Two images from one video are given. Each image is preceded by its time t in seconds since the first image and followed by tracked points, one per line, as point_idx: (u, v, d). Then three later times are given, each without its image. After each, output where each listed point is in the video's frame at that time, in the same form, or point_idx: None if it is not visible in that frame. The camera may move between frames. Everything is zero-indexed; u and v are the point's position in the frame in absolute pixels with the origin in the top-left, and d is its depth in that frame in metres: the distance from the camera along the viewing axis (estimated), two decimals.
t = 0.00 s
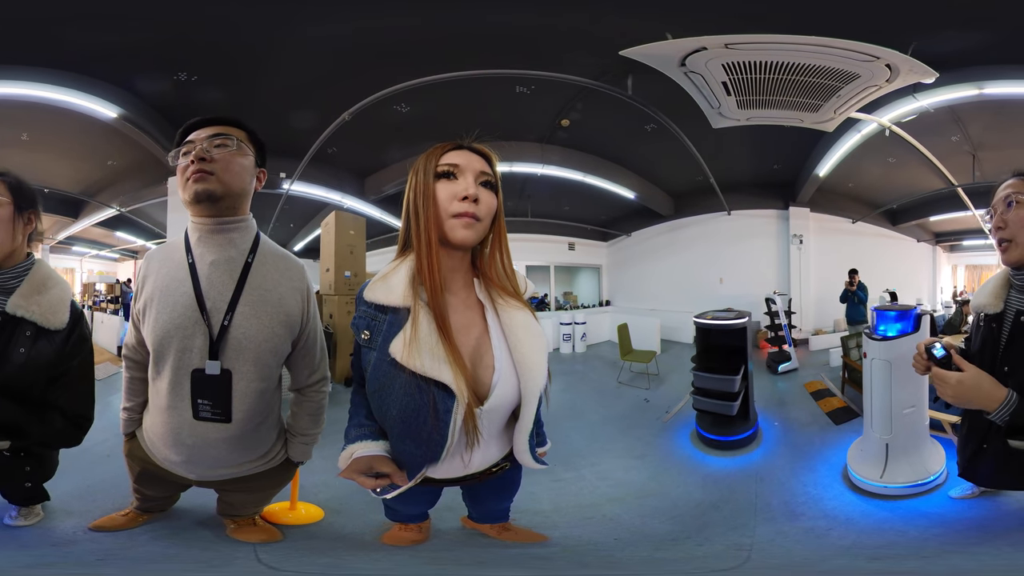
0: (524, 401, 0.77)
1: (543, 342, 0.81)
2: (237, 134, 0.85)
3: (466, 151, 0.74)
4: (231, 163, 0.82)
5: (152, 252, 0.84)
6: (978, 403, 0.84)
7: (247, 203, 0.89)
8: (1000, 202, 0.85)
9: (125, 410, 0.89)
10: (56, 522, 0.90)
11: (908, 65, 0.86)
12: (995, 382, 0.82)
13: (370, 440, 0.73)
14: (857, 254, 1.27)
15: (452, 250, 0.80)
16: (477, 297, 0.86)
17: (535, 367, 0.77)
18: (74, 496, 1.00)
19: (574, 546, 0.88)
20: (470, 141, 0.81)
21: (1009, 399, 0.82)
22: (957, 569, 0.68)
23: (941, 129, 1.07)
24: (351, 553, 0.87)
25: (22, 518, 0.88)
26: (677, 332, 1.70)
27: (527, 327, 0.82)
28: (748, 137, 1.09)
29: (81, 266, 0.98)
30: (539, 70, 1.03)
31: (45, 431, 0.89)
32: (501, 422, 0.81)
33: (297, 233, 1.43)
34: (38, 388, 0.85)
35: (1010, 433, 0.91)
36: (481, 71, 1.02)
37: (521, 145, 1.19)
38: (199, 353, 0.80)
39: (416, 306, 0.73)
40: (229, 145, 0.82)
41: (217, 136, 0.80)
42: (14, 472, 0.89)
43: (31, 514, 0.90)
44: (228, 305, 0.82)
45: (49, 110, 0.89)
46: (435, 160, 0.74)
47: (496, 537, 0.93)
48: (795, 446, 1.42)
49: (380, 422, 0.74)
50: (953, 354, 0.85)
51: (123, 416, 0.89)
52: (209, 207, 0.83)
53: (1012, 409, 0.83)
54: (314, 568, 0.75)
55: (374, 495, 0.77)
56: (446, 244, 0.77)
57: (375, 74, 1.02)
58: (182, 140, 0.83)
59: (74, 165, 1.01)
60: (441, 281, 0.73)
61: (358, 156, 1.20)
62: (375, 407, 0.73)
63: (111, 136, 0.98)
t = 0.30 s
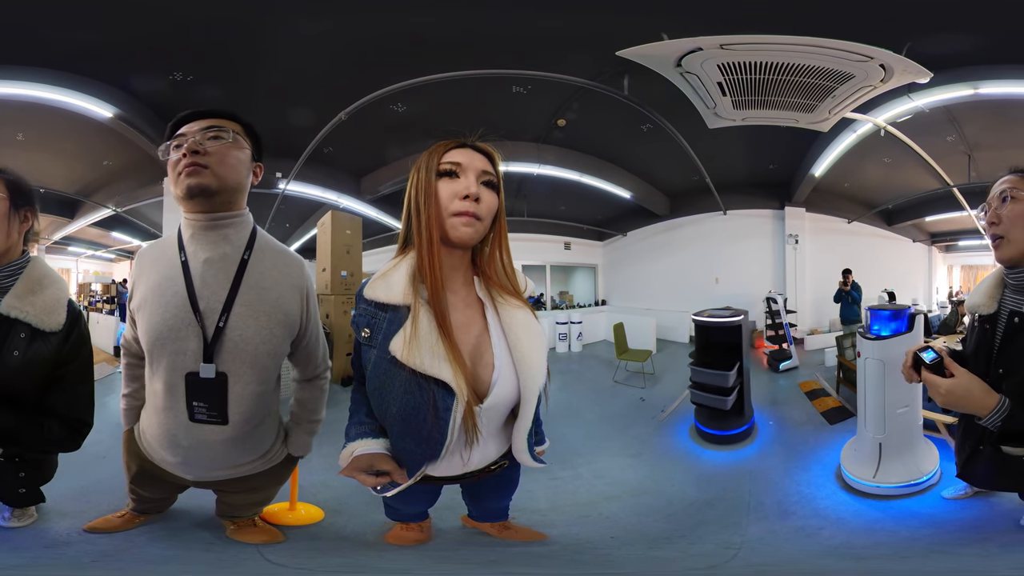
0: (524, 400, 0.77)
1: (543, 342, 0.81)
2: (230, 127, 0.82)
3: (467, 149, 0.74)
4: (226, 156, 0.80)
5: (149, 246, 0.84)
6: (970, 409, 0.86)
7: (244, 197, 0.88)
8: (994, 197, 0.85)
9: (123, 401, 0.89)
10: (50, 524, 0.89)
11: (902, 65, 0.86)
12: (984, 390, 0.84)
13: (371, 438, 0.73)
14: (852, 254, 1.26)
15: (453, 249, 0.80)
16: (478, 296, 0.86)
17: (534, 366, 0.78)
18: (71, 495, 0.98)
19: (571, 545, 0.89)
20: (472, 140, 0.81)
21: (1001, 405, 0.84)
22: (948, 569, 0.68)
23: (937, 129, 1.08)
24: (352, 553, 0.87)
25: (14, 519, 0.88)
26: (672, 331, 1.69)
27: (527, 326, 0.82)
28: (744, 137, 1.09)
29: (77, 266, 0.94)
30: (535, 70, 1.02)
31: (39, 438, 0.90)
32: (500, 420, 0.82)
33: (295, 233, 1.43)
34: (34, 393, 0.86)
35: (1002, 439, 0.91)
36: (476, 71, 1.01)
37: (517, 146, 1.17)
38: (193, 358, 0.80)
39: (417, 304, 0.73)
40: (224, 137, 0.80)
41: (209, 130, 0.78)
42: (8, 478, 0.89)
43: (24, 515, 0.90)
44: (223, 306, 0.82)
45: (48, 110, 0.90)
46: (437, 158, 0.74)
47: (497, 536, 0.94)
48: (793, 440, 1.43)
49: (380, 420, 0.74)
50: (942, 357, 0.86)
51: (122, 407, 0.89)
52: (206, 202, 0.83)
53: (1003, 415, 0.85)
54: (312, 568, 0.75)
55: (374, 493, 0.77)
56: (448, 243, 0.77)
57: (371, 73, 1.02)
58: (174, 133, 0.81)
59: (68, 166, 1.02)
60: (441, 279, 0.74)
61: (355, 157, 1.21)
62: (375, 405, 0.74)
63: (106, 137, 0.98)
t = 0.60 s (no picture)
0: (522, 401, 0.77)
1: (541, 342, 0.81)
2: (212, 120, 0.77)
3: (466, 150, 0.74)
4: (210, 151, 0.75)
5: (141, 247, 0.80)
6: (965, 409, 0.84)
7: (234, 192, 0.82)
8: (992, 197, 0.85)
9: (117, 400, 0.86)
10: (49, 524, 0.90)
11: (900, 65, 0.86)
12: (983, 391, 0.82)
13: (369, 439, 0.73)
14: (851, 254, 1.27)
15: (450, 250, 0.80)
16: (475, 296, 0.86)
17: (530, 368, 0.76)
18: (70, 495, 0.98)
19: (571, 545, 0.89)
20: (471, 140, 0.81)
21: (999, 405, 0.82)
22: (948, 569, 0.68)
23: (935, 128, 1.07)
24: (350, 553, 0.87)
25: (13, 519, 0.87)
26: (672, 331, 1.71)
27: (525, 326, 0.81)
28: (741, 137, 1.09)
29: (76, 265, 0.94)
30: (534, 70, 1.02)
31: (38, 438, 0.88)
32: (499, 420, 0.82)
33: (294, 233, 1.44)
34: (30, 394, 0.82)
35: (1000, 440, 0.90)
36: (474, 71, 1.01)
37: (516, 145, 1.17)
38: (182, 359, 0.77)
39: (414, 305, 0.73)
40: (206, 132, 0.75)
41: (191, 123, 0.73)
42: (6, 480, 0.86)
43: (24, 515, 0.89)
44: (212, 306, 0.77)
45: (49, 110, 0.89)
46: (435, 159, 0.74)
47: (496, 536, 0.94)
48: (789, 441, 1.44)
49: (378, 421, 0.74)
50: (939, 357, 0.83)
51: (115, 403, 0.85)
52: (191, 199, 0.76)
53: (1001, 414, 0.83)
54: (310, 569, 0.74)
55: (373, 493, 0.78)
56: (446, 244, 0.77)
57: (370, 72, 1.02)
58: (155, 132, 0.76)
59: (68, 165, 1.02)
60: (439, 280, 0.73)
61: (355, 157, 1.21)
62: (373, 405, 0.73)
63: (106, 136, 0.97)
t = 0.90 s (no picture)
0: (523, 401, 0.77)
1: (542, 342, 0.81)
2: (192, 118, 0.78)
3: (467, 151, 0.74)
4: (192, 149, 0.77)
5: (123, 253, 0.77)
6: (959, 398, 0.87)
7: (220, 187, 0.83)
8: (994, 198, 0.86)
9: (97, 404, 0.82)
10: (47, 525, 0.89)
11: (898, 65, 0.86)
12: (973, 381, 0.85)
13: (370, 440, 0.73)
14: (849, 253, 1.29)
15: (451, 251, 0.80)
16: (476, 297, 0.86)
17: (532, 366, 0.77)
18: (68, 495, 0.97)
19: (571, 545, 0.89)
20: (472, 141, 0.81)
21: (989, 393, 0.86)
22: (946, 569, 0.68)
23: (935, 129, 1.07)
24: (351, 553, 0.87)
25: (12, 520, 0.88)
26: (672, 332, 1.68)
27: (525, 326, 0.81)
28: (742, 137, 1.10)
29: (74, 265, 0.97)
30: (534, 70, 1.02)
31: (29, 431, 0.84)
32: (500, 421, 0.82)
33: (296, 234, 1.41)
34: (21, 385, 0.80)
35: (990, 429, 0.92)
36: (475, 71, 1.01)
37: (516, 145, 1.17)
38: (170, 359, 0.77)
39: (415, 306, 0.73)
40: (187, 130, 0.76)
41: (172, 121, 0.74)
42: None
43: (23, 516, 0.89)
44: (200, 301, 0.77)
45: (49, 110, 0.89)
46: (437, 159, 0.74)
47: (497, 536, 0.94)
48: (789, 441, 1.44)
49: (380, 423, 0.74)
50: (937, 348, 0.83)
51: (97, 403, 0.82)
52: (175, 197, 0.77)
53: (993, 404, 0.87)
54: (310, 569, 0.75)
55: (374, 494, 0.78)
56: (448, 245, 0.77)
57: (370, 71, 1.02)
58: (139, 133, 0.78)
59: (68, 166, 1.00)
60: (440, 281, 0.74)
61: (355, 156, 1.20)
62: (374, 406, 0.73)
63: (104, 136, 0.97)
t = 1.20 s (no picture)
0: (524, 403, 0.78)
1: (542, 343, 0.82)
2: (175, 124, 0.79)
3: (473, 154, 0.74)
4: (172, 153, 0.78)
5: (109, 261, 0.78)
6: (961, 386, 0.95)
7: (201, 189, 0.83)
8: (990, 205, 0.92)
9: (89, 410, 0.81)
10: (44, 524, 0.89)
11: (898, 65, 0.86)
12: (975, 368, 0.93)
13: (371, 442, 0.73)
14: (851, 253, 1.26)
15: (453, 253, 0.80)
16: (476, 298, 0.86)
17: (533, 369, 0.78)
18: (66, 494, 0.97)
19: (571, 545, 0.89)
20: (474, 144, 0.81)
21: (987, 382, 0.94)
22: (947, 568, 0.68)
23: (935, 129, 1.08)
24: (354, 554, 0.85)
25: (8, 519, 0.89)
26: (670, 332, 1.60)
27: (526, 328, 0.82)
28: (743, 138, 1.10)
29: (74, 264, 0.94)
30: (534, 70, 1.02)
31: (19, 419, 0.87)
32: (501, 422, 0.82)
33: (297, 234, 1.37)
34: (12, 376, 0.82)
35: (986, 415, 0.99)
36: (476, 71, 1.01)
37: (516, 145, 1.16)
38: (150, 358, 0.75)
39: (417, 309, 0.73)
40: (167, 134, 0.77)
41: (153, 126, 0.76)
42: None
43: (19, 514, 0.90)
44: (177, 300, 0.76)
45: (48, 111, 0.89)
46: (444, 162, 0.73)
47: (499, 538, 0.94)
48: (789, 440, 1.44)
49: (380, 425, 0.74)
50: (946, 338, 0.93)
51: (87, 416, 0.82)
52: (155, 198, 0.78)
53: (989, 392, 0.95)
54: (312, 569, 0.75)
55: (374, 496, 0.78)
56: (451, 247, 0.77)
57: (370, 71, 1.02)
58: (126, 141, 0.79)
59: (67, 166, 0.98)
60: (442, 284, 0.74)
61: (355, 156, 1.18)
62: (375, 409, 0.73)
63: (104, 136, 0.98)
